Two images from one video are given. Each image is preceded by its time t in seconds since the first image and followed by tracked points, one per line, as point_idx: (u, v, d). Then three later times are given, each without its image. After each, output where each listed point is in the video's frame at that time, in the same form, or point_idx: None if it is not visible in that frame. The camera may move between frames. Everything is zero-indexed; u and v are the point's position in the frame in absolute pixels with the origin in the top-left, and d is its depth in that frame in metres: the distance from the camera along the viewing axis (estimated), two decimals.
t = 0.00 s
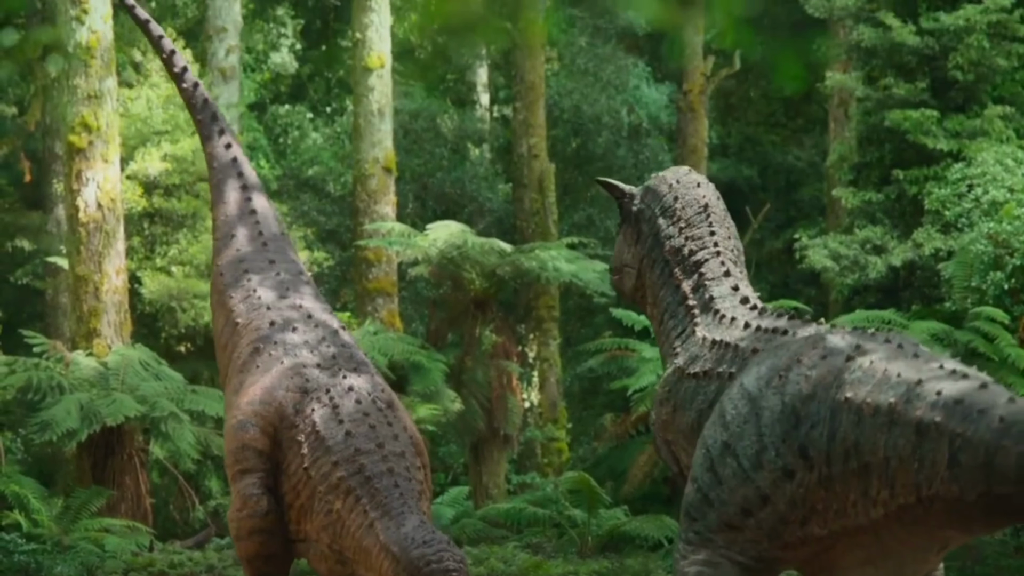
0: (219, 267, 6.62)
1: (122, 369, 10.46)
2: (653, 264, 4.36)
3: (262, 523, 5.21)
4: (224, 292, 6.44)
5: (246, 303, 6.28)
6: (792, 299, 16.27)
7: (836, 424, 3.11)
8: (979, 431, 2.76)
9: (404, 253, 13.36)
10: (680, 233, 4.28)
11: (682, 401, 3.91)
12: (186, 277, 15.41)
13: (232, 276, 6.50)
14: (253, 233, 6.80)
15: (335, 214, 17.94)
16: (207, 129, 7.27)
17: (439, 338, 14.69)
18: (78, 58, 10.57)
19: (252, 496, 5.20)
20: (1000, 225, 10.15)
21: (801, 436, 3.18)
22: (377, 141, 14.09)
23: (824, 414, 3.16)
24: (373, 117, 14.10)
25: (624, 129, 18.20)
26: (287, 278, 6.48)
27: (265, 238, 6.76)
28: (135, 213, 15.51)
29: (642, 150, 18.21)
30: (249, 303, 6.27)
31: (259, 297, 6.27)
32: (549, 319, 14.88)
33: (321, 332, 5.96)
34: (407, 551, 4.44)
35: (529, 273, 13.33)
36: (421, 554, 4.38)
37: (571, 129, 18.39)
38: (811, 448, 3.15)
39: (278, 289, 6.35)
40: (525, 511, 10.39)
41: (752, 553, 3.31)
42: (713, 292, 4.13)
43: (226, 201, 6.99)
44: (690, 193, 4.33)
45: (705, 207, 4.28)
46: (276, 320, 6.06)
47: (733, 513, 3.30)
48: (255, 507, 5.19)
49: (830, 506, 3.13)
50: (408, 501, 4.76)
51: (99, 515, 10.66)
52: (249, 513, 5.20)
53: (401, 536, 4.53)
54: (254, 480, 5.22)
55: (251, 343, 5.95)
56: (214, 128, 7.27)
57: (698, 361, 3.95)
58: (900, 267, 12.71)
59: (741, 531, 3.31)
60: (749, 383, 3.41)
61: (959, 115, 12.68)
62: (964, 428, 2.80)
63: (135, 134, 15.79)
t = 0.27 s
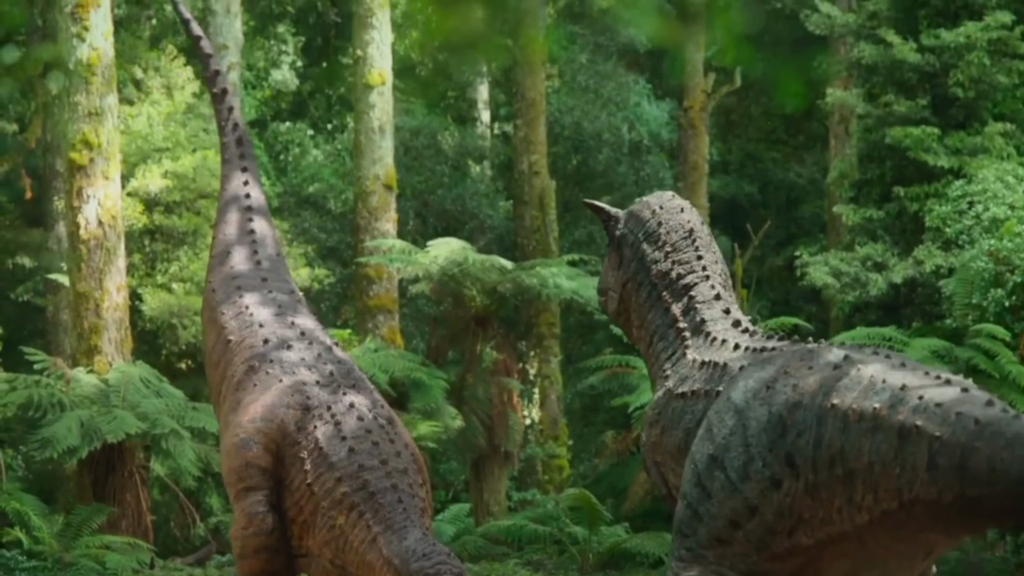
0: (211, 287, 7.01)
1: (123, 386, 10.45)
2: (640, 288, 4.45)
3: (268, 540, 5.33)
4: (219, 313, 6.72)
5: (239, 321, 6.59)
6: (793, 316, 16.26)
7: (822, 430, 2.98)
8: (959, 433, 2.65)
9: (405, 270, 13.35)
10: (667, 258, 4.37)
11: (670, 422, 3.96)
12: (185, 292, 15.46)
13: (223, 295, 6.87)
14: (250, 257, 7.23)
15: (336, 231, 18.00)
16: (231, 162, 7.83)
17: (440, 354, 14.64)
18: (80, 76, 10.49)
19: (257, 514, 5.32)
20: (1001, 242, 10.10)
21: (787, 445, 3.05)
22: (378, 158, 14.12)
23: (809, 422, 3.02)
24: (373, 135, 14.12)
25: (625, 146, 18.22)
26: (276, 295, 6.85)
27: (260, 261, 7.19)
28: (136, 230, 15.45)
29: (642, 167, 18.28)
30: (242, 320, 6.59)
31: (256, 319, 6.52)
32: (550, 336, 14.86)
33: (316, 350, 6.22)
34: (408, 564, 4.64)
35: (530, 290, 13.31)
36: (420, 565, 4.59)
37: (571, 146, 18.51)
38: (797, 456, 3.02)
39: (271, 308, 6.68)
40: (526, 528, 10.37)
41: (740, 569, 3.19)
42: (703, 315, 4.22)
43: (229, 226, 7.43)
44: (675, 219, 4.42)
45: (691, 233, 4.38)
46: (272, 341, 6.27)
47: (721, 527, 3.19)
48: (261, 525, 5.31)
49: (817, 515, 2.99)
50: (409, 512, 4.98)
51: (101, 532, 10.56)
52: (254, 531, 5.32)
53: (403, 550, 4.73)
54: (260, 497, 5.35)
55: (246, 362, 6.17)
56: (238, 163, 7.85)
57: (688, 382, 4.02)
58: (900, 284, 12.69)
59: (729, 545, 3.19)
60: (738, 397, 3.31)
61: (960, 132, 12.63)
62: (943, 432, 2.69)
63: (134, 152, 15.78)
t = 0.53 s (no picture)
0: (205, 297, 7.02)
1: (123, 400, 10.40)
2: (640, 299, 4.51)
3: (275, 553, 5.51)
4: (211, 319, 6.79)
5: (233, 330, 6.61)
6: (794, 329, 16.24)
7: (818, 440, 3.25)
8: (943, 432, 2.95)
9: (406, 282, 13.24)
10: (667, 269, 4.44)
11: (665, 432, 4.03)
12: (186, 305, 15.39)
13: (216, 304, 6.89)
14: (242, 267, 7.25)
15: (336, 244, 17.96)
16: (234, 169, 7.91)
17: (440, 367, 14.57)
18: (80, 88, 10.62)
19: (264, 528, 5.50)
20: (1001, 255, 10.19)
21: (783, 454, 3.32)
22: (378, 171, 14.08)
23: (806, 430, 3.30)
24: (374, 148, 14.10)
25: (626, 159, 18.21)
26: (270, 304, 6.88)
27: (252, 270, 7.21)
28: (136, 243, 15.33)
29: (642, 180, 18.18)
30: (236, 330, 6.61)
31: (247, 326, 6.59)
32: (551, 349, 14.83)
33: (313, 359, 6.32)
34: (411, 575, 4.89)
35: (531, 303, 13.31)
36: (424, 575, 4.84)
37: (572, 159, 18.33)
38: (793, 466, 3.29)
39: (265, 317, 6.70)
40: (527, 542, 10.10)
41: None
42: (702, 326, 4.27)
43: (225, 234, 7.46)
44: (675, 231, 4.49)
45: (691, 245, 4.44)
46: (269, 349, 6.36)
47: (717, 537, 3.46)
48: (268, 539, 5.50)
49: (812, 523, 3.26)
50: (415, 524, 5.19)
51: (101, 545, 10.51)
52: (261, 545, 5.50)
53: (407, 559, 4.98)
54: (266, 510, 5.54)
55: (244, 372, 6.25)
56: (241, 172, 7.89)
57: (683, 393, 4.08)
58: (901, 297, 12.67)
59: (726, 554, 3.45)
60: (731, 407, 3.55)
61: (960, 145, 12.61)
62: (931, 432, 2.98)
63: (138, 165, 15.52)
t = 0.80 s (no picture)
0: (200, 306, 7.09)
1: (123, 409, 10.39)
2: (645, 307, 4.56)
3: (281, 564, 5.63)
4: (208, 329, 6.87)
5: (232, 339, 6.69)
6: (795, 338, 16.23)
7: (818, 457, 3.33)
8: (940, 453, 3.04)
9: (407, 292, 13.23)
10: (671, 277, 4.47)
11: (668, 443, 4.10)
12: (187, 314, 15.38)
13: (212, 313, 6.97)
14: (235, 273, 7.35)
15: (337, 253, 17.93)
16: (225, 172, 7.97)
17: (442, 376, 14.43)
18: (80, 98, 10.63)
19: (270, 538, 5.62)
20: (1002, 265, 10.18)
21: (784, 471, 3.40)
22: (379, 181, 14.08)
23: (806, 447, 3.37)
24: (374, 158, 14.10)
25: (626, 169, 18.17)
26: (268, 311, 6.97)
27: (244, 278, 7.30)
28: (137, 253, 15.31)
29: (644, 190, 18.16)
30: (235, 339, 6.68)
31: (247, 334, 6.67)
32: (552, 359, 14.88)
33: (317, 368, 6.40)
34: None
35: (532, 313, 13.31)
36: None
37: (573, 168, 18.33)
38: (793, 483, 3.37)
39: (266, 326, 6.77)
40: (527, 551, 9.95)
41: None
42: (702, 335, 4.29)
43: (218, 243, 7.56)
44: (681, 238, 4.50)
45: (696, 252, 4.44)
46: (270, 357, 6.44)
47: (718, 552, 3.54)
48: (273, 550, 5.60)
49: (813, 539, 3.33)
50: (416, 530, 5.23)
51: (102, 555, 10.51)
52: (267, 555, 5.61)
53: (408, 568, 4.97)
54: (272, 521, 5.67)
55: (246, 383, 6.33)
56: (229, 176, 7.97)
57: (683, 403, 4.13)
58: (902, 306, 12.67)
59: (727, 570, 3.53)
60: (733, 422, 3.63)
61: (961, 155, 12.60)
62: (927, 453, 3.07)
63: (138, 175, 15.49)
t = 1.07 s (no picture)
0: (200, 314, 7.03)
1: (124, 417, 10.39)
2: (650, 315, 4.56)
3: (287, 570, 5.67)
4: (210, 336, 6.83)
5: (236, 346, 6.67)
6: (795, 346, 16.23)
7: (819, 468, 3.33)
8: (940, 473, 3.03)
9: (407, 299, 13.22)
10: (675, 286, 4.47)
11: (673, 454, 4.11)
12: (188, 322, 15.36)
13: (212, 319, 6.93)
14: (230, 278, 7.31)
15: (338, 261, 17.92)
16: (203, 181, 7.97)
17: (443, 383, 14.34)
18: (81, 105, 10.63)
19: (278, 544, 5.66)
20: (1003, 271, 10.25)
21: (786, 482, 3.40)
22: (380, 188, 14.08)
23: (808, 458, 3.37)
24: (375, 165, 14.10)
25: (627, 176, 18.15)
26: (268, 317, 6.96)
27: (240, 283, 7.28)
28: (137, 260, 15.30)
29: (644, 197, 18.18)
30: (239, 346, 6.66)
31: (251, 341, 6.66)
32: (551, 366, 15.02)
33: (318, 375, 6.41)
34: None
35: (533, 320, 13.29)
36: None
37: (574, 175, 18.20)
38: (795, 494, 3.37)
39: (268, 333, 6.76)
40: (528, 558, 9.91)
41: None
42: (707, 344, 4.30)
43: (205, 250, 7.53)
44: (685, 245, 4.50)
45: (700, 260, 4.44)
46: (273, 365, 6.45)
47: (721, 562, 3.55)
48: (282, 555, 5.66)
49: (816, 550, 3.34)
50: (416, 539, 5.26)
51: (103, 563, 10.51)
52: (275, 560, 5.66)
53: None
54: (279, 527, 5.71)
55: (249, 390, 6.34)
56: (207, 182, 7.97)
57: (688, 414, 4.13)
58: (903, 313, 12.66)
59: None
60: (736, 432, 3.63)
61: (962, 162, 12.60)
62: (926, 472, 3.06)
63: (139, 182, 15.51)
